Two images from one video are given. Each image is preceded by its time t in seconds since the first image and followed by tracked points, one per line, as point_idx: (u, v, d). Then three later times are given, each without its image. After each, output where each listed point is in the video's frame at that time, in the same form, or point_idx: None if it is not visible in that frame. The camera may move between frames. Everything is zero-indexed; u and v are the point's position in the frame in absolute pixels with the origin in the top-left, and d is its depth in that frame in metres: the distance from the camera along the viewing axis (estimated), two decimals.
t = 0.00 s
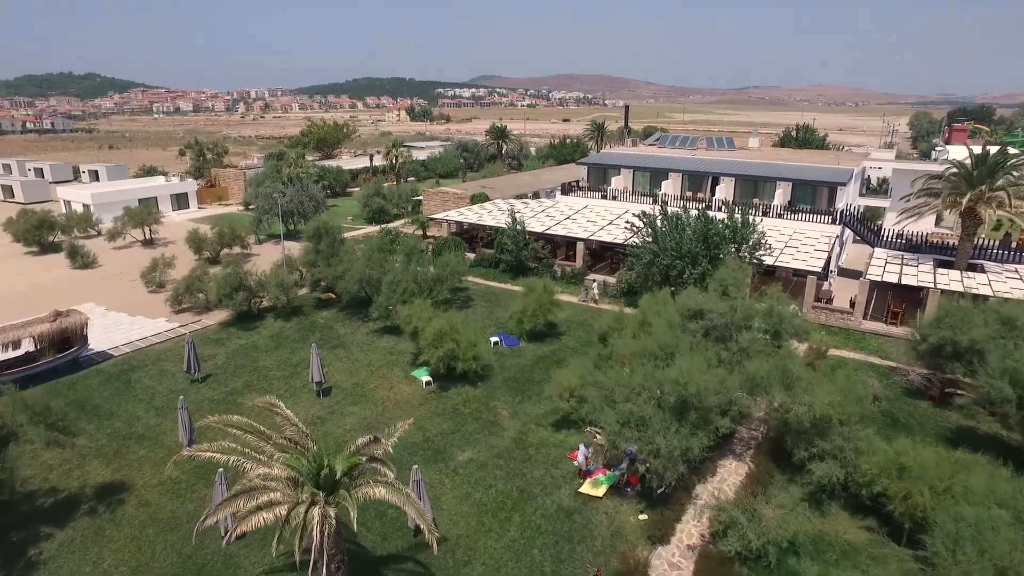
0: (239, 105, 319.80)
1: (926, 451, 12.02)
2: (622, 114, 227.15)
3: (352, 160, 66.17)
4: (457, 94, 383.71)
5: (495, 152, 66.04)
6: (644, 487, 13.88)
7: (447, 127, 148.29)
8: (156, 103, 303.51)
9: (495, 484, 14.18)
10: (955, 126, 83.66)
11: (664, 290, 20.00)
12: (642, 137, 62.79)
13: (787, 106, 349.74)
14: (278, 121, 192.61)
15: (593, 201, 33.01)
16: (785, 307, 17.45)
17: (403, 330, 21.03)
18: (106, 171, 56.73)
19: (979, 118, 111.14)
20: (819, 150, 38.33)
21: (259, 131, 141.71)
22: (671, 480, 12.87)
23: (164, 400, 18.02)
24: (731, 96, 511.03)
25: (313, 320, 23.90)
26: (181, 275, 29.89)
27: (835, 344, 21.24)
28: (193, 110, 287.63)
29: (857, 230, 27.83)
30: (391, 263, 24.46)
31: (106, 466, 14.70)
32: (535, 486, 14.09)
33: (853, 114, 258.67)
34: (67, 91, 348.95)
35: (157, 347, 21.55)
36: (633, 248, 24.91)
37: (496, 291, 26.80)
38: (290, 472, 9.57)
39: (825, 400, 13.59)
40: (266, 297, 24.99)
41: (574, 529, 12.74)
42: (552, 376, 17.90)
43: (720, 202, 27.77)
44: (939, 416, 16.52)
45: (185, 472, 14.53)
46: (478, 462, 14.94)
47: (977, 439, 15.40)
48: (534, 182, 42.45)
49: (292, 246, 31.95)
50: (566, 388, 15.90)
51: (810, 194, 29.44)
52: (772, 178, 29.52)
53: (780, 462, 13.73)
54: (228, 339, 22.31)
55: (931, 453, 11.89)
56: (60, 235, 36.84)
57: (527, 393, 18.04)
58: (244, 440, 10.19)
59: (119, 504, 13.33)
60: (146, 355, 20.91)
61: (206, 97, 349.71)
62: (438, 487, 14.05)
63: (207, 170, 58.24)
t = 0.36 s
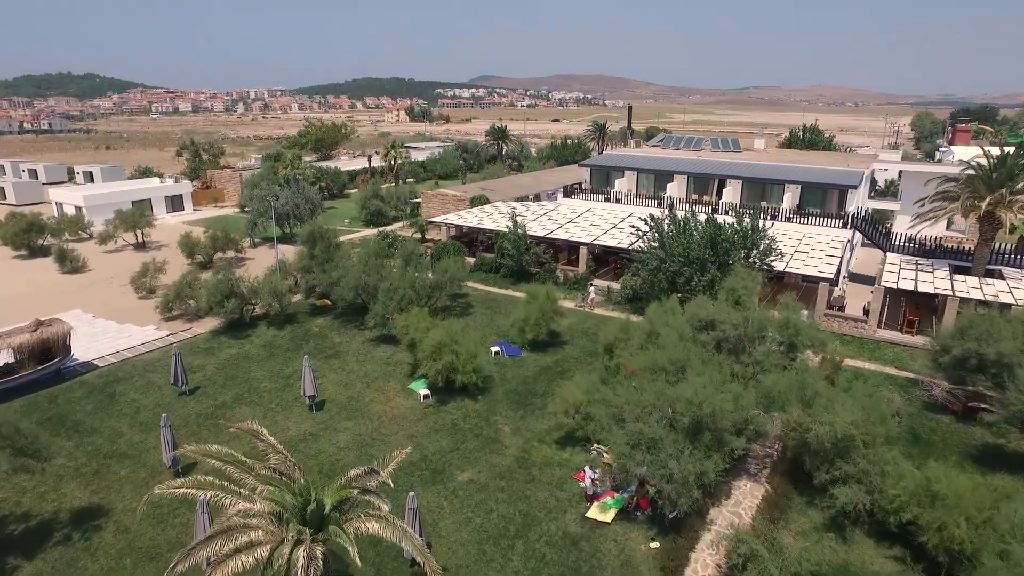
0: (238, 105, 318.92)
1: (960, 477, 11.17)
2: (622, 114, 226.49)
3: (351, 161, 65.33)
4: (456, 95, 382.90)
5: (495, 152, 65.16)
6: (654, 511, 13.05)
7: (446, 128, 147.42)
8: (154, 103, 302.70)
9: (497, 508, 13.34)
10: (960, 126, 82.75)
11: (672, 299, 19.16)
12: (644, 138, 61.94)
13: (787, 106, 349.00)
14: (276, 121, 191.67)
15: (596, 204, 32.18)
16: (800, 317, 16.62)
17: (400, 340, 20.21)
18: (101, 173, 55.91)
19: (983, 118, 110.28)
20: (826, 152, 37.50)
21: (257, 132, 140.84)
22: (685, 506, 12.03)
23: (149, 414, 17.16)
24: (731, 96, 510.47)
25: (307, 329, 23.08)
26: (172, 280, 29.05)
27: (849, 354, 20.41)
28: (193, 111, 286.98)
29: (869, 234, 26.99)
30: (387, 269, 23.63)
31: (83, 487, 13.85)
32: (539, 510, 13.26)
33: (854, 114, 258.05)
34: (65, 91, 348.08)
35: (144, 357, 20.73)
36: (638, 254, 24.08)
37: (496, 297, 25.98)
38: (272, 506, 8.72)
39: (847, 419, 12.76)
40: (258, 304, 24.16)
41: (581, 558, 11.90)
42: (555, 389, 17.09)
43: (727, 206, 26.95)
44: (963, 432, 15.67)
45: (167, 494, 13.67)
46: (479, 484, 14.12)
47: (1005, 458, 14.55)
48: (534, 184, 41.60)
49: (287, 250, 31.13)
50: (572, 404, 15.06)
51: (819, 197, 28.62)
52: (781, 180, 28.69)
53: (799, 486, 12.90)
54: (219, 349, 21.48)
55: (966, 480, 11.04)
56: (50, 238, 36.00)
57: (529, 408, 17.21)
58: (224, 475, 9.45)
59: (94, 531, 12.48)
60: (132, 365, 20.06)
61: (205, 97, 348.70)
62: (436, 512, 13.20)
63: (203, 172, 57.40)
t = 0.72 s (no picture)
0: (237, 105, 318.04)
1: (997, 505, 10.37)
2: (622, 113, 226.16)
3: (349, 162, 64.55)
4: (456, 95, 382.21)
5: (494, 153, 64.36)
6: (667, 537, 12.25)
7: (445, 128, 146.58)
8: (152, 104, 301.65)
9: (498, 534, 12.53)
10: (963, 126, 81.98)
11: (680, 309, 18.39)
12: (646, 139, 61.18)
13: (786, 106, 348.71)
14: (275, 122, 190.77)
15: (599, 207, 31.39)
16: (816, 329, 15.84)
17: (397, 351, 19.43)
18: (95, 174, 55.05)
19: (986, 118, 109.59)
20: (833, 153, 36.75)
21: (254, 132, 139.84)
22: (700, 535, 11.24)
23: (133, 430, 16.31)
24: (731, 96, 509.70)
25: (301, 337, 22.28)
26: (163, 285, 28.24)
27: (864, 365, 19.63)
28: (191, 111, 286.33)
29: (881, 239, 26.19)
30: (384, 276, 22.83)
31: (58, 512, 13.00)
32: (544, 537, 12.45)
33: (856, 113, 256.96)
34: (63, 91, 347.00)
35: (131, 368, 19.90)
36: (644, 260, 23.30)
37: (497, 304, 25.19)
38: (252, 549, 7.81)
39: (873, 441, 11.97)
40: (250, 312, 23.34)
41: None
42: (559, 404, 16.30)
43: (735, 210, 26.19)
44: (989, 449, 14.90)
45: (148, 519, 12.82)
46: (480, 507, 13.32)
47: None
48: (535, 186, 40.79)
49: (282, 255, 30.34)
50: (579, 421, 14.26)
51: (828, 200, 27.86)
52: (789, 183, 27.92)
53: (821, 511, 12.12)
54: (209, 359, 20.67)
55: (1006, 510, 10.22)
56: (40, 241, 35.17)
57: (532, 424, 16.43)
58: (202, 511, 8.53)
59: (68, 562, 11.65)
60: (118, 377, 19.24)
61: (204, 97, 347.97)
62: (435, 539, 12.39)
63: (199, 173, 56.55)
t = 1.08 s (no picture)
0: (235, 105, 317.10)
1: None
2: (622, 113, 225.36)
3: (347, 162, 63.71)
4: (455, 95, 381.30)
5: (494, 153, 63.50)
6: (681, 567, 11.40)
7: (444, 128, 145.67)
8: (151, 104, 300.76)
9: (501, 564, 11.70)
10: (967, 126, 81.21)
11: (692, 319, 17.57)
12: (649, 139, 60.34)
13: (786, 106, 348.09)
14: (273, 122, 189.78)
15: (602, 210, 30.60)
16: (836, 341, 15.04)
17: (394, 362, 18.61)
18: (89, 175, 54.21)
19: (989, 117, 108.86)
20: (841, 155, 35.94)
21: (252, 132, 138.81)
22: (720, 569, 10.43)
23: (115, 448, 15.38)
24: (730, 96, 509.42)
25: (296, 346, 21.46)
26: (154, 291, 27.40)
27: (884, 377, 18.82)
28: (190, 111, 285.27)
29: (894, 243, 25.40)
30: (381, 283, 22.02)
31: (28, 540, 12.10)
32: (550, 567, 11.62)
33: (855, 113, 256.58)
34: (62, 91, 346.01)
35: (115, 380, 19.03)
36: (650, 265, 22.51)
37: (498, 311, 24.37)
38: None
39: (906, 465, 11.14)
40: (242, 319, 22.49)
41: None
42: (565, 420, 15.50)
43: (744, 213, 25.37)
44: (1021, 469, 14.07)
45: (125, 548, 11.93)
46: (482, 534, 12.48)
47: None
48: (536, 187, 39.97)
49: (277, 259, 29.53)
50: (586, 440, 13.44)
51: (839, 203, 27.06)
52: (799, 185, 27.11)
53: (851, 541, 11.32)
54: (198, 370, 19.82)
55: None
56: (30, 244, 34.30)
57: (536, 440, 15.62)
58: (173, 562, 7.56)
59: None
60: (102, 389, 18.37)
61: (202, 97, 347.09)
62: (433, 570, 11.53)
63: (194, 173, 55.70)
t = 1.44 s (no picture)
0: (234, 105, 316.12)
1: None
2: (622, 113, 224.50)
3: (345, 163, 62.81)
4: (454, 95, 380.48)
5: (494, 154, 62.65)
6: None
7: (444, 129, 144.71)
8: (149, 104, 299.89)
9: None
10: (971, 126, 80.42)
11: (703, 330, 16.72)
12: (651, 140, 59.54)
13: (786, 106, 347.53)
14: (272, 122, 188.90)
15: (606, 213, 29.77)
16: (858, 355, 14.20)
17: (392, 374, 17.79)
18: (82, 176, 53.32)
19: (992, 118, 108.13)
20: (850, 156, 35.10)
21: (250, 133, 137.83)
22: None
23: (96, 467, 14.52)
24: (730, 96, 509.08)
25: (289, 356, 20.62)
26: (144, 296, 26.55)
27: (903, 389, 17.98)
28: (188, 111, 284.21)
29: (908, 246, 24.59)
30: (378, 289, 21.19)
31: None
32: None
33: (856, 113, 256.04)
34: (60, 91, 345.03)
35: (100, 392, 18.18)
36: (657, 271, 21.68)
37: (499, 318, 23.52)
38: None
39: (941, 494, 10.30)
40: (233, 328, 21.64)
41: None
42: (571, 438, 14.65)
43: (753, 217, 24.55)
44: None
45: None
46: (484, 565, 11.62)
47: None
48: (538, 189, 39.13)
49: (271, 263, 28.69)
50: (595, 462, 12.59)
51: (851, 207, 26.23)
52: (809, 188, 26.29)
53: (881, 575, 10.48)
54: (186, 381, 18.98)
55: None
56: (18, 248, 33.41)
57: (540, 459, 14.78)
58: None
59: None
60: (85, 403, 17.51)
61: (201, 97, 346.18)
62: None
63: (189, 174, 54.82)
